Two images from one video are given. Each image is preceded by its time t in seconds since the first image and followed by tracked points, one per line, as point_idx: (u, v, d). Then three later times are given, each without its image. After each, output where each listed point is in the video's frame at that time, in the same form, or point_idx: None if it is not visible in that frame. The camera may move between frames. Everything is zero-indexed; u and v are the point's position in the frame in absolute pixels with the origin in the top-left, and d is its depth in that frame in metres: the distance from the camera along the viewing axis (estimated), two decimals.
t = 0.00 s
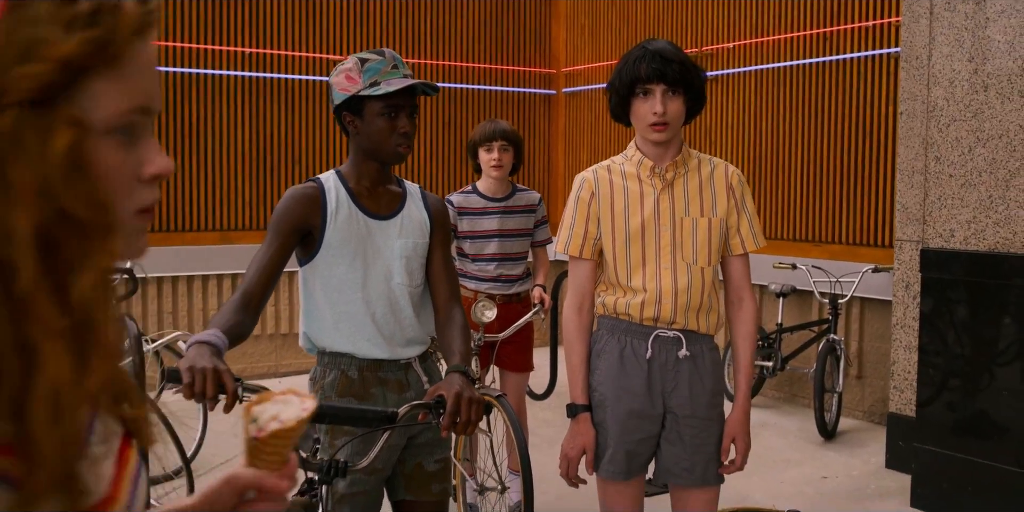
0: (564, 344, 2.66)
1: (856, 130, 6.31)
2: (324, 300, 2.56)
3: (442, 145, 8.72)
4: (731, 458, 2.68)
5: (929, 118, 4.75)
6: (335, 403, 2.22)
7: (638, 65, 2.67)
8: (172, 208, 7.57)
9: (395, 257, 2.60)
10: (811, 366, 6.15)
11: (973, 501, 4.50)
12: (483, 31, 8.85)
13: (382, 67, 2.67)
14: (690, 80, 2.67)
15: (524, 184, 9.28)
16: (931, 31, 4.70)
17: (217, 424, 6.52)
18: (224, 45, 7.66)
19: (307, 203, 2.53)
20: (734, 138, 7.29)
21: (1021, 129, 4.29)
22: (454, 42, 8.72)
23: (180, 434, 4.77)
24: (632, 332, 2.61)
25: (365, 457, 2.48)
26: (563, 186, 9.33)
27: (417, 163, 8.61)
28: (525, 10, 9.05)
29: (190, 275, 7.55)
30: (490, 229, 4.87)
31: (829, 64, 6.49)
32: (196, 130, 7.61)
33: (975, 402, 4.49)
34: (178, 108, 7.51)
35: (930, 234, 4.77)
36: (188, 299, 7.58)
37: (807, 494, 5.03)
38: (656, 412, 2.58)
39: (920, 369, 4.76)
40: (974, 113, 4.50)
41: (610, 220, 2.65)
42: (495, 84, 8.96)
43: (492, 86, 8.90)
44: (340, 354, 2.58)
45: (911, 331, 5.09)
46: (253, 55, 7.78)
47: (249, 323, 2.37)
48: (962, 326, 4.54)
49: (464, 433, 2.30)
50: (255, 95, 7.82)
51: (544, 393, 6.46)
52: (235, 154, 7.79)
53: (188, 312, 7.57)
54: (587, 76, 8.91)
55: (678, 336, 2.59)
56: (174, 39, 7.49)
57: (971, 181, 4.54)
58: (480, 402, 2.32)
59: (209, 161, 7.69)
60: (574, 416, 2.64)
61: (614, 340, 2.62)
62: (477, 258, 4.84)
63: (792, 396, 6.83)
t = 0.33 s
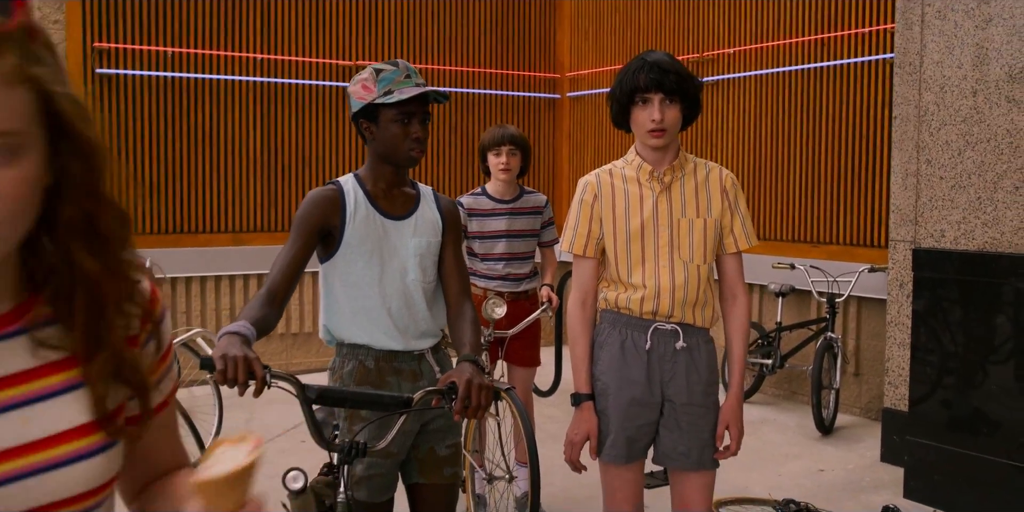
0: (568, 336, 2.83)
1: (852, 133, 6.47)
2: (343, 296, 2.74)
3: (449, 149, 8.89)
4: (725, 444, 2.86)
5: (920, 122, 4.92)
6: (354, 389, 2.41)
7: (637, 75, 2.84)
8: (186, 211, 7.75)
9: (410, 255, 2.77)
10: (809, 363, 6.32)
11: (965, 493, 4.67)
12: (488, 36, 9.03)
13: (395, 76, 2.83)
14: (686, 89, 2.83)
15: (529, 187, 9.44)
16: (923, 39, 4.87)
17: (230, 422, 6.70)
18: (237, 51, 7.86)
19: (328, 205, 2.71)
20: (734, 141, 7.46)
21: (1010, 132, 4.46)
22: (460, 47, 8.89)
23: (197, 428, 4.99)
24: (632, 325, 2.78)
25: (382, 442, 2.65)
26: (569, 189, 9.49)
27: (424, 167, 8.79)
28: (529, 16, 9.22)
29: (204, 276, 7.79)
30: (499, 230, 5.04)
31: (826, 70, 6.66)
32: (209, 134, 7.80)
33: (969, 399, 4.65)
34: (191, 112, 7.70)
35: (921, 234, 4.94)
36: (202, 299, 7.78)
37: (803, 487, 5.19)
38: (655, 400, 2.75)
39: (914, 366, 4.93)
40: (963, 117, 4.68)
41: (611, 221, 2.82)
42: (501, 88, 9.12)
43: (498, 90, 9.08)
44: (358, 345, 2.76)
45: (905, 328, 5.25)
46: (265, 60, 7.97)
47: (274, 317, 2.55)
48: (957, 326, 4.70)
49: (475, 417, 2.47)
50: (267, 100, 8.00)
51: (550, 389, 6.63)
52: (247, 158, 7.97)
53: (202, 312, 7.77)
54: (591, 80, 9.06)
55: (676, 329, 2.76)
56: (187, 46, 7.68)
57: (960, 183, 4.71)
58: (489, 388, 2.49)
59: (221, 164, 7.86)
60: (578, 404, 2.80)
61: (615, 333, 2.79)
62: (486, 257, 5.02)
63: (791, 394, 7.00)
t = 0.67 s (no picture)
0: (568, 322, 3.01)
1: (844, 130, 6.65)
2: (356, 284, 2.92)
3: (451, 146, 9.08)
4: (716, 424, 3.04)
5: (907, 120, 5.09)
6: (370, 369, 2.61)
7: (635, 77, 3.00)
8: (193, 206, 7.93)
9: (419, 246, 2.95)
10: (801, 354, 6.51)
11: (951, 479, 4.86)
12: (490, 35, 9.19)
13: (404, 78, 2.95)
14: (681, 90, 3.00)
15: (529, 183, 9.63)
16: (909, 40, 5.05)
17: (239, 411, 6.90)
18: (243, 51, 8.02)
19: (342, 199, 2.88)
20: (729, 137, 7.64)
21: (992, 131, 4.65)
22: (461, 46, 9.07)
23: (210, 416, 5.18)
24: (628, 312, 2.96)
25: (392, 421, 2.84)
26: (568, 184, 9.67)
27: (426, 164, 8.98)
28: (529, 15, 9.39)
29: (213, 269, 8.03)
30: (501, 224, 5.22)
31: (818, 69, 6.84)
32: (216, 132, 7.97)
33: (957, 388, 4.83)
34: (198, 110, 7.87)
35: (908, 228, 5.12)
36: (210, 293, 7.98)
37: (794, 472, 5.39)
38: (649, 382, 2.94)
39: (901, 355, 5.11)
40: (948, 116, 4.86)
41: (609, 214, 3.00)
42: (501, 86, 9.30)
43: (499, 88, 9.25)
44: (370, 330, 2.94)
45: (893, 319, 5.43)
46: (271, 59, 8.13)
47: (293, 303, 2.73)
48: (943, 316, 4.89)
49: (480, 396, 2.66)
50: (272, 98, 8.17)
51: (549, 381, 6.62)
52: (254, 155, 8.14)
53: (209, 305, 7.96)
54: (590, 79, 9.24)
55: (670, 315, 2.95)
56: (194, 45, 7.85)
57: (945, 178, 4.90)
58: (494, 369, 2.68)
59: (227, 161, 8.03)
60: (577, 386, 2.98)
61: (612, 319, 2.97)
62: (490, 250, 5.22)
63: (785, 384, 7.19)
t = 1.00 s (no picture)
0: (568, 307, 3.22)
1: (835, 126, 6.85)
2: (370, 271, 3.12)
3: (453, 141, 9.27)
4: (707, 403, 3.23)
5: (893, 116, 5.29)
6: (385, 349, 2.82)
7: (633, 78, 3.19)
8: (202, 201, 8.13)
9: (428, 236, 3.15)
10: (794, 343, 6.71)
11: (938, 462, 5.06)
12: (490, 33, 9.39)
13: (412, 79, 3.12)
14: (677, 89, 3.18)
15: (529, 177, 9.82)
16: (895, 40, 5.25)
17: (248, 399, 7.11)
18: (250, 48, 8.21)
19: (356, 192, 3.08)
20: (724, 133, 7.84)
21: (973, 127, 4.86)
22: (463, 44, 9.26)
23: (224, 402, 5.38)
24: (625, 298, 3.17)
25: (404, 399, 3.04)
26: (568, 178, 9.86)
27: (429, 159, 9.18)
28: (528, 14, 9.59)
29: (222, 262, 8.24)
30: (503, 217, 5.41)
31: (810, 66, 7.04)
32: (223, 127, 8.16)
33: (946, 377, 5.02)
34: (206, 106, 8.06)
35: (894, 220, 5.32)
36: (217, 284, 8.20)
37: (786, 456, 5.59)
38: (644, 363, 3.14)
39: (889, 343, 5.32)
40: (932, 112, 5.07)
41: (608, 206, 3.20)
42: (501, 83, 9.49)
43: (499, 85, 9.44)
44: (382, 314, 3.15)
45: (881, 308, 5.63)
46: (277, 56, 8.32)
47: (312, 290, 2.93)
48: (929, 305, 5.09)
49: (486, 374, 2.87)
50: (278, 95, 8.36)
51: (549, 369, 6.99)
52: (260, 150, 8.33)
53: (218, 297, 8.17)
54: (588, 75, 9.43)
55: (663, 300, 3.15)
56: (202, 43, 8.04)
57: (929, 172, 5.11)
58: (499, 350, 2.88)
59: (234, 156, 8.23)
60: (577, 367, 3.19)
61: (610, 304, 3.18)
62: (492, 243, 5.41)
63: (779, 373, 7.40)
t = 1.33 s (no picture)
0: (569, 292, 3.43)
1: (826, 121, 7.07)
2: (384, 257, 3.34)
3: (456, 136, 9.48)
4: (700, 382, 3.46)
5: (880, 113, 5.51)
6: (399, 328, 3.04)
7: (630, 77, 3.39)
8: (211, 194, 8.35)
9: (438, 225, 3.37)
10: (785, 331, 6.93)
11: (925, 446, 5.27)
12: (492, 30, 9.60)
13: (420, 78, 3.32)
14: (671, 87, 3.39)
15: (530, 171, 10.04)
16: (882, 40, 5.46)
17: (257, 386, 7.33)
18: (258, 45, 8.42)
19: (371, 185, 3.30)
20: (719, 127, 8.06)
21: (956, 123, 5.08)
22: (465, 40, 9.47)
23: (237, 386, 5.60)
24: (621, 283, 3.39)
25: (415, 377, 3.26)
26: (567, 172, 10.07)
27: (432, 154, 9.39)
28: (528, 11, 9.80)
29: (230, 254, 8.46)
30: (504, 210, 5.63)
31: (803, 63, 7.25)
32: (232, 122, 8.37)
33: (934, 365, 5.23)
34: (215, 102, 8.27)
35: (881, 212, 5.55)
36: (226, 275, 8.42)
37: (778, 439, 5.82)
38: (640, 343, 3.36)
39: (876, 330, 5.54)
40: (916, 109, 5.29)
41: (606, 197, 3.42)
42: (502, 79, 9.71)
43: (500, 81, 9.66)
44: (395, 299, 3.37)
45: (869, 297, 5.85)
46: (284, 53, 8.53)
47: (330, 275, 3.15)
48: (915, 294, 5.30)
49: (493, 353, 3.09)
50: (285, 90, 8.57)
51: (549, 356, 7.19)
52: (268, 144, 8.55)
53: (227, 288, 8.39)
54: (588, 71, 9.65)
55: (658, 285, 3.37)
56: (212, 40, 8.25)
57: (913, 166, 5.33)
58: (505, 330, 3.10)
59: (242, 150, 8.45)
60: (577, 348, 3.41)
61: (607, 289, 3.40)
62: (494, 234, 5.64)
63: (772, 361, 7.63)
